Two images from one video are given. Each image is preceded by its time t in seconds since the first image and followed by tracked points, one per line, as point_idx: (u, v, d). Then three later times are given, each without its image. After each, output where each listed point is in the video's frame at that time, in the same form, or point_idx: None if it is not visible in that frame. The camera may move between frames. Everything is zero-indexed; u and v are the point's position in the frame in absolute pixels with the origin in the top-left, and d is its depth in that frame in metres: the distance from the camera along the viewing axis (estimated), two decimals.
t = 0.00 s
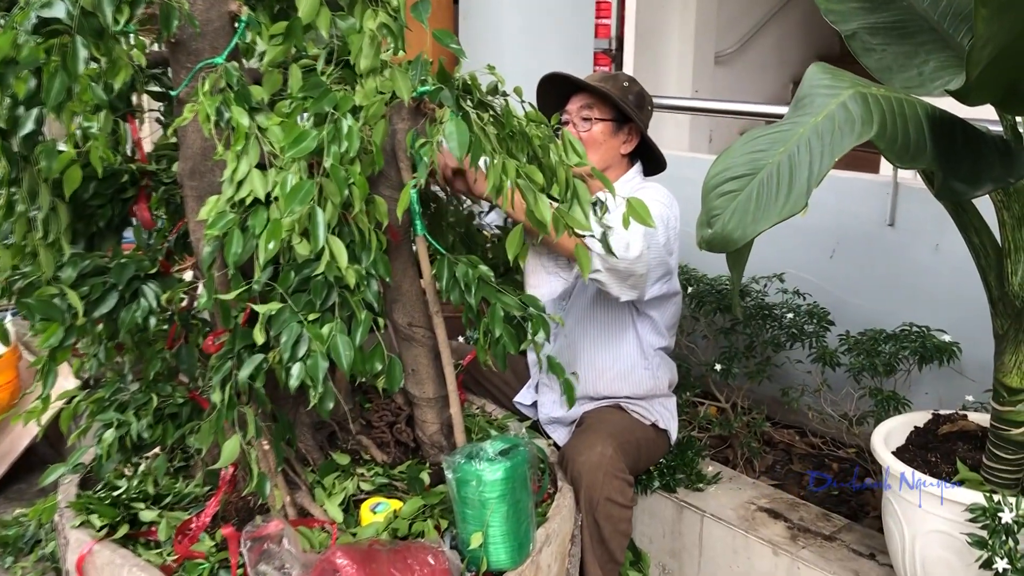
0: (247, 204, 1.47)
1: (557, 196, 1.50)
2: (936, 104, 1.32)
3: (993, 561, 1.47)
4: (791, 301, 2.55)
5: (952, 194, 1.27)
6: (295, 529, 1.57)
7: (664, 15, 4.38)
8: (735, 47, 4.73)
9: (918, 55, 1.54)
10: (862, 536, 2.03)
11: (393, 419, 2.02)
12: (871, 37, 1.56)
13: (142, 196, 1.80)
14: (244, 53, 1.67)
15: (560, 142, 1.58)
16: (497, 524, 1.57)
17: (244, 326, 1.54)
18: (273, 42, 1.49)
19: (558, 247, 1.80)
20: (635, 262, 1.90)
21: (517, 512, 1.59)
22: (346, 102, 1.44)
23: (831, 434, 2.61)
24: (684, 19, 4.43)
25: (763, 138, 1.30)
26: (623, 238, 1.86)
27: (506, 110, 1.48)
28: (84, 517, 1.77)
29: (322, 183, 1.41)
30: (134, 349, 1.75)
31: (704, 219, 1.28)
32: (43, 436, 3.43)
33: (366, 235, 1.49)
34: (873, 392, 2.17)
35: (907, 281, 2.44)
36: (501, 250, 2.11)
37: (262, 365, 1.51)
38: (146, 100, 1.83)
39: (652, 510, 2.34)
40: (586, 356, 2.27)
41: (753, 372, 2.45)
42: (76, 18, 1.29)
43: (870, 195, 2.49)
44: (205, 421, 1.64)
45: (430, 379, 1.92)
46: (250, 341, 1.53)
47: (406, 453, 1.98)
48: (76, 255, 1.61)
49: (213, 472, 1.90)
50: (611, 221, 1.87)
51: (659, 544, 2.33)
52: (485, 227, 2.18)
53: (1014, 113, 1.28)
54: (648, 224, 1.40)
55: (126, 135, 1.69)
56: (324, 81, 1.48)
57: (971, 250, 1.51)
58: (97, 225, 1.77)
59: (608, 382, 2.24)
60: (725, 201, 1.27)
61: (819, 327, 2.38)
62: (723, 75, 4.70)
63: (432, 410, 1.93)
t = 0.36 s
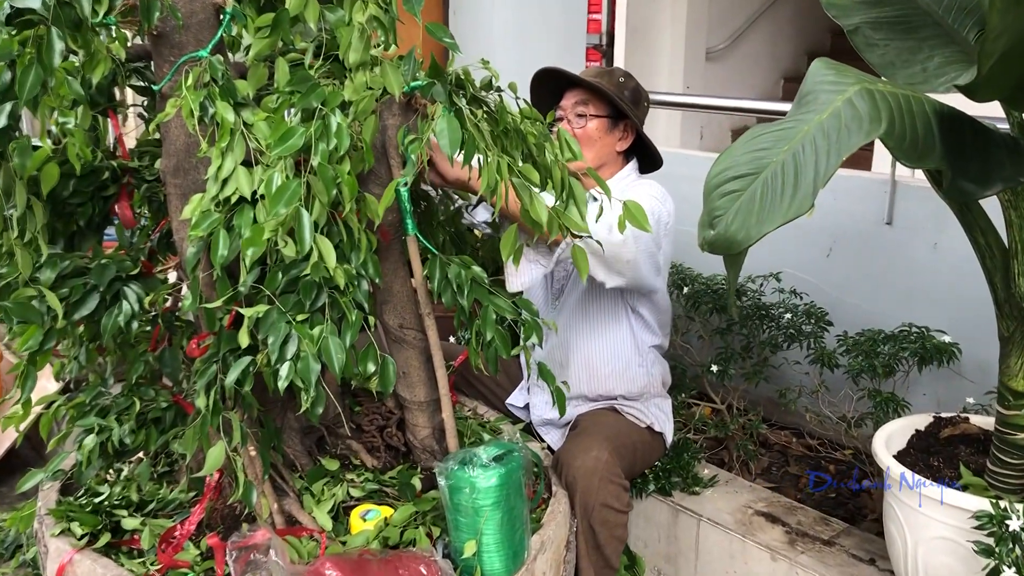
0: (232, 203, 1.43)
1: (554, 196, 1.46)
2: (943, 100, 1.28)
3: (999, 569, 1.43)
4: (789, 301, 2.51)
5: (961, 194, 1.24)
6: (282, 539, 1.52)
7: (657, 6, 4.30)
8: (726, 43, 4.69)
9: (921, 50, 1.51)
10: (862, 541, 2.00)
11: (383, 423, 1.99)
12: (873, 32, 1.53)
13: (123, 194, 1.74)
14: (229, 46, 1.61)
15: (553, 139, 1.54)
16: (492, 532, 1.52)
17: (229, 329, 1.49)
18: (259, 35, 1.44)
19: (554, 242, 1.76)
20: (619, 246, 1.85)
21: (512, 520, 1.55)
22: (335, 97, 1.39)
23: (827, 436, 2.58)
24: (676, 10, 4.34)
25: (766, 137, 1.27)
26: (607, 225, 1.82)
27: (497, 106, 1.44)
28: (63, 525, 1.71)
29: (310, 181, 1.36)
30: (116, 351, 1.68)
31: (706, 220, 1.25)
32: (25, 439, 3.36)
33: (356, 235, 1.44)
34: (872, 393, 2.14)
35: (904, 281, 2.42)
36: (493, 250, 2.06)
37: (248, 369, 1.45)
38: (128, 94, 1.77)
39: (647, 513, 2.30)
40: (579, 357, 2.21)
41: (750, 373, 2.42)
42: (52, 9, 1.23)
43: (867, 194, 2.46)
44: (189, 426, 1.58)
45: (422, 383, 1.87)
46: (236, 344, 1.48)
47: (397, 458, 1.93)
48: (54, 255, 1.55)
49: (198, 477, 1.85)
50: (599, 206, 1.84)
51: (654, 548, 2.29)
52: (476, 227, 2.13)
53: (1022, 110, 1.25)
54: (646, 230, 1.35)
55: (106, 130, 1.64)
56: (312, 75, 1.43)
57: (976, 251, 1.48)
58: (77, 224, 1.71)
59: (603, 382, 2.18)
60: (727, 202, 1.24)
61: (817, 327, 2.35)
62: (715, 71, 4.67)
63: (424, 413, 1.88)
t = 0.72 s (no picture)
0: (222, 200, 1.38)
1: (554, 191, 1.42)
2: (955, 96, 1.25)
3: None
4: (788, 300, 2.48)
5: (975, 194, 1.22)
6: (274, 546, 1.47)
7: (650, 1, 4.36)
8: (721, 38, 4.66)
9: (930, 45, 1.48)
10: (863, 544, 1.97)
11: (377, 425, 1.93)
12: (880, 26, 1.49)
13: (110, 190, 1.69)
14: (218, 39, 1.57)
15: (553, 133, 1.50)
16: (488, 538, 1.49)
17: (218, 330, 1.44)
18: (250, 27, 1.39)
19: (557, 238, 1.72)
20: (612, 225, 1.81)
21: (509, 526, 1.51)
22: (327, 92, 1.35)
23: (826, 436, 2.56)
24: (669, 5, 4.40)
25: (772, 134, 1.23)
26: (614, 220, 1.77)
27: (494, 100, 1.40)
28: (48, 531, 1.67)
29: (302, 178, 1.32)
30: (102, 351, 1.63)
31: (711, 220, 1.22)
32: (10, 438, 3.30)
33: (348, 234, 1.40)
34: (873, 393, 2.12)
35: (906, 280, 2.39)
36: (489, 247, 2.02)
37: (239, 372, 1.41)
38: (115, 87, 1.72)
39: (644, 515, 2.27)
40: (576, 355, 2.15)
41: (750, 373, 2.39)
42: None
43: (868, 191, 2.43)
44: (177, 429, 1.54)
45: (416, 384, 1.83)
46: (226, 345, 1.44)
47: (391, 460, 1.89)
48: (36, 253, 1.49)
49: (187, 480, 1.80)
50: (604, 198, 1.79)
51: (652, 550, 2.26)
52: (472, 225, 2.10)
53: None
54: (653, 225, 1.29)
55: (91, 124, 1.59)
56: (304, 68, 1.39)
57: (985, 251, 1.45)
58: (62, 221, 1.66)
59: (601, 381, 2.13)
60: (733, 201, 1.21)
61: (818, 326, 2.31)
62: (710, 66, 4.64)
63: (419, 415, 1.84)
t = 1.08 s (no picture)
0: (216, 196, 1.35)
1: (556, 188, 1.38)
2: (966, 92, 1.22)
3: None
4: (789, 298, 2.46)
5: (990, 191, 1.21)
6: (268, 551, 1.44)
7: None
8: (716, 32, 4.63)
9: (939, 40, 1.45)
10: (865, 546, 1.95)
11: (373, 425, 1.90)
12: (889, 21, 1.47)
13: (100, 185, 1.64)
14: (211, 30, 1.52)
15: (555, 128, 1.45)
16: (488, 542, 1.45)
17: (211, 329, 1.40)
18: (243, 18, 1.35)
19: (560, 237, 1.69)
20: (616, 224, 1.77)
21: (509, 530, 1.48)
22: (323, 86, 1.31)
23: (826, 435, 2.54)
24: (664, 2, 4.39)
25: (780, 128, 1.20)
26: (618, 220, 1.73)
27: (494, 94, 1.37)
28: (36, 534, 1.63)
29: (297, 175, 1.28)
30: (91, 350, 1.59)
31: (716, 215, 1.18)
32: None
33: (345, 231, 1.36)
34: (875, 393, 2.09)
35: (907, 278, 2.37)
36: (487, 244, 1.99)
37: (232, 373, 1.37)
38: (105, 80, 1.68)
39: (642, 515, 2.25)
40: (575, 356, 2.13)
41: (750, 372, 2.35)
42: None
43: (870, 188, 2.41)
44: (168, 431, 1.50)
45: (413, 384, 1.80)
46: (218, 345, 1.40)
47: (387, 462, 1.86)
48: (23, 250, 1.45)
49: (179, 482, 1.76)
50: (607, 197, 1.76)
51: (651, 552, 2.24)
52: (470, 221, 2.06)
53: None
54: (657, 225, 1.26)
55: (80, 118, 1.54)
56: (299, 61, 1.35)
57: (994, 250, 1.43)
58: (50, 217, 1.61)
59: (599, 382, 2.11)
60: (740, 196, 1.18)
61: (819, 325, 2.29)
62: (706, 61, 4.61)
63: (415, 416, 1.81)
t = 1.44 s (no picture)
0: (213, 195, 1.31)
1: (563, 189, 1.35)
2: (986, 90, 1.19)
3: None
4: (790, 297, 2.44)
5: (1010, 189, 1.21)
6: (268, 559, 1.40)
7: None
8: (710, 26, 4.60)
9: (950, 36, 1.42)
10: (870, 548, 1.93)
11: (372, 428, 1.86)
12: (900, 16, 1.43)
13: (92, 183, 1.59)
14: (205, 23, 1.48)
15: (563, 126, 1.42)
16: (492, 549, 1.42)
17: (208, 332, 1.36)
18: (241, 12, 1.31)
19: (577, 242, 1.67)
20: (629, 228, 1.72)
21: (513, 537, 1.45)
22: (324, 82, 1.27)
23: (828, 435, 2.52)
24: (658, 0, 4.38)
25: (793, 125, 1.18)
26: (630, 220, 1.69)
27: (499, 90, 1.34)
28: (28, 542, 1.58)
29: (297, 174, 1.24)
30: (84, 352, 1.54)
31: (726, 212, 1.16)
32: None
33: (346, 231, 1.32)
34: (880, 393, 2.07)
35: (909, 277, 2.35)
36: (488, 243, 1.96)
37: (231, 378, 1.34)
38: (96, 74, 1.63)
39: (644, 518, 2.23)
40: (574, 359, 2.13)
41: (753, 372, 2.33)
42: None
43: (873, 186, 2.39)
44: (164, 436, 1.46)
45: (414, 386, 1.76)
46: (215, 348, 1.36)
47: (386, 465, 1.82)
48: (13, 250, 1.40)
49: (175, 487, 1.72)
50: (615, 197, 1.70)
51: (652, 554, 2.22)
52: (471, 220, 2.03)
53: None
54: (667, 225, 1.22)
55: (71, 113, 1.50)
56: (299, 56, 1.31)
57: (1006, 250, 1.40)
58: (40, 217, 1.56)
59: (600, 383, 2.09)
60: (751, 193, 1.15)
61: (823, 324, 2.26)
62: (700, 56, 4.59)
63: (416, 419, 1.78)
